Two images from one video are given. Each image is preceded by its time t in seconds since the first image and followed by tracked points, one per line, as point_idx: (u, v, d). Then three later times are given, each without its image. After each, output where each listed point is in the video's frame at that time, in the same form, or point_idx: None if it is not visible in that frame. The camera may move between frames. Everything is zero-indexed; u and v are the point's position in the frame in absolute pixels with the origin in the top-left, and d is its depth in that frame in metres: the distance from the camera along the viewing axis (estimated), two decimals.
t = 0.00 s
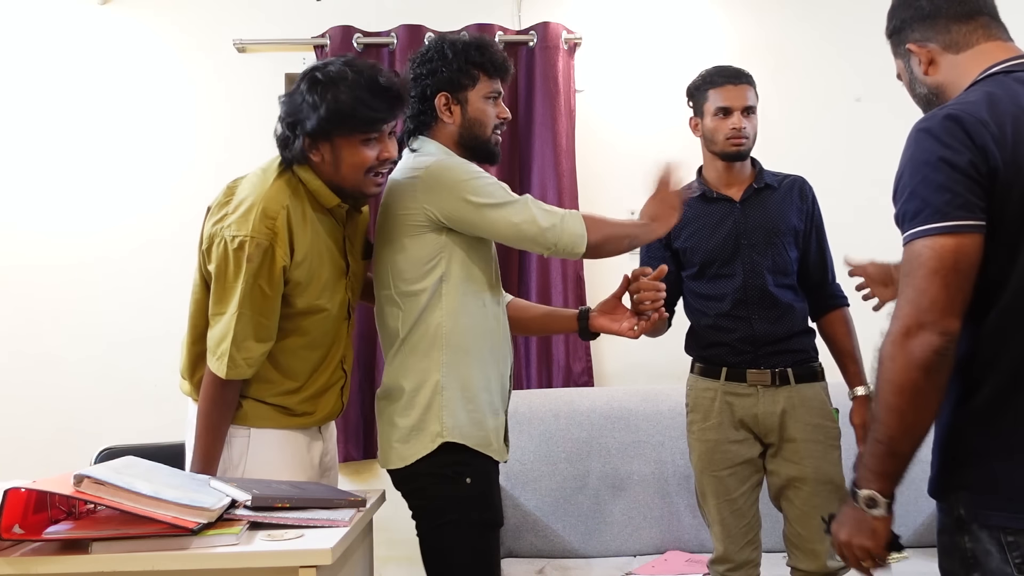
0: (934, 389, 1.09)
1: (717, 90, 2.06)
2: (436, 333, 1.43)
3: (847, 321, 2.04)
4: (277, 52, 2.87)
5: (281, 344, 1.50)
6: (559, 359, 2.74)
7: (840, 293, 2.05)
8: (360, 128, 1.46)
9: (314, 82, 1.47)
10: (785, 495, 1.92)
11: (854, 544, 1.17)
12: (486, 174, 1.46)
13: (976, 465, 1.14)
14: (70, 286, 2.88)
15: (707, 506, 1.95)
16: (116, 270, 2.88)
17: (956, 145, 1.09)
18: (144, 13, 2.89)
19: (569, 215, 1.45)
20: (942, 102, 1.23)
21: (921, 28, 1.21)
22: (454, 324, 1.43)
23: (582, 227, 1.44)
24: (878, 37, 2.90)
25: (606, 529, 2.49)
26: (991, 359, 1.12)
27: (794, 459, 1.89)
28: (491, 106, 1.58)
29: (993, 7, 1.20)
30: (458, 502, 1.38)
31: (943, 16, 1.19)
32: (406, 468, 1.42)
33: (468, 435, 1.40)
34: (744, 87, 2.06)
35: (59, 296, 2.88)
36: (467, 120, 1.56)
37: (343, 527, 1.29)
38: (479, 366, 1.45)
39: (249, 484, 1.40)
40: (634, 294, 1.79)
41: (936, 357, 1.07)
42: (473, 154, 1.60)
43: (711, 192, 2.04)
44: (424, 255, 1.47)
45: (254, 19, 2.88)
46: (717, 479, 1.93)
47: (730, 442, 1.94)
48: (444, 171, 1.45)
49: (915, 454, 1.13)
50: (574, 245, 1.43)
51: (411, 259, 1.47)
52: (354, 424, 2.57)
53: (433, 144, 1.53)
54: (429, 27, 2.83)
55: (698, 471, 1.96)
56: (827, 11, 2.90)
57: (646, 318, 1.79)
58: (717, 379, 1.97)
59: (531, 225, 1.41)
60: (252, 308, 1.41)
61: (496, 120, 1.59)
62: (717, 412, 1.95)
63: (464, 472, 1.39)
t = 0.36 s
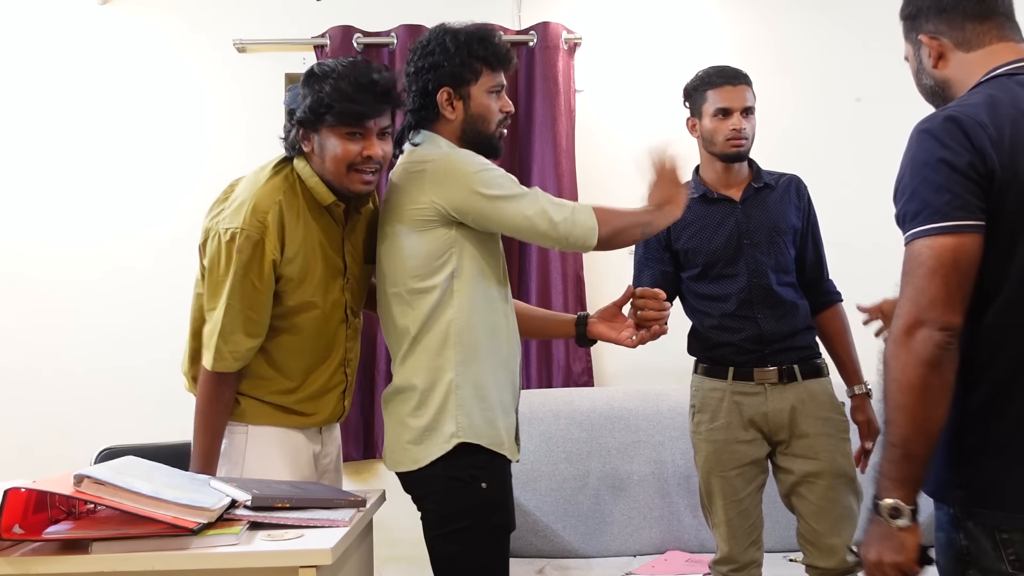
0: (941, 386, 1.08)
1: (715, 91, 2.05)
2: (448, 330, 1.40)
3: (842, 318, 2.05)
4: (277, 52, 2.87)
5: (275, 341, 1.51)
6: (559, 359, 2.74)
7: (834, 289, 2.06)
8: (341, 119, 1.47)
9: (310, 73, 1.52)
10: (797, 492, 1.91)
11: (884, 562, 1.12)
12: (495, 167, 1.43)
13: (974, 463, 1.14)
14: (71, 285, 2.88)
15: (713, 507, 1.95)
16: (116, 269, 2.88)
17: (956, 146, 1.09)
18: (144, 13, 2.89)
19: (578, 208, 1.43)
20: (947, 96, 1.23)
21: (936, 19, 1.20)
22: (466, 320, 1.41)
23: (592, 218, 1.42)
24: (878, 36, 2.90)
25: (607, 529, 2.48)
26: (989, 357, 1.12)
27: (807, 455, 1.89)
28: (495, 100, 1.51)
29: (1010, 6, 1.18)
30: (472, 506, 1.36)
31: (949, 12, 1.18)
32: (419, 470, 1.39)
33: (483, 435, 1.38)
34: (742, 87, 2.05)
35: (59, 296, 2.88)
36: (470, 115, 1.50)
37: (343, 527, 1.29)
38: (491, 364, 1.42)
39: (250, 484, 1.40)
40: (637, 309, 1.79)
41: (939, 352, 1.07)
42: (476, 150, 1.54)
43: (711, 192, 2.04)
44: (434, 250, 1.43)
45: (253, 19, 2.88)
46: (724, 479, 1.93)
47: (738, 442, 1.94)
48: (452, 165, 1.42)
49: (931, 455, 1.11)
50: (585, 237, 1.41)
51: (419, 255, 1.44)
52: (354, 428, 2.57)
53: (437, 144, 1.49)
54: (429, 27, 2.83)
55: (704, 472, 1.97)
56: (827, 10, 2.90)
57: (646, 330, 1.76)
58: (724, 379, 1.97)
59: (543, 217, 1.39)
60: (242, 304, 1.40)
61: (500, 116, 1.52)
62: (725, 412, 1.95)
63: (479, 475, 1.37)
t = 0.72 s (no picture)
0: (948, 382, 1.07)
1: (744, 90, 2.07)
2: (463, 333, 1.33)
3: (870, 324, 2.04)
4: (277, 52, 2.87)
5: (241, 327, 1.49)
6: (559, 359, 2.74)
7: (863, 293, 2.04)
8: (328, 107, 1.49)
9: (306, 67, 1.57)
10: (816, 499, 1.90)
11: (902, 567, 1.11)
12: (512, 168, 1.35)
13: (973, 461, 1.14)
14: (70, 285, 2.88)
15: (725, 506, 1.95)
16: (116, 269, 2.88)
17: (950, 146, 1.09)
18: (143, 13, 2.89)
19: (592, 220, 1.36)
20: (939, 92, 1.24)
21: (937, 18, 1.18)
22: (479, 324, 1.33)
23: (607, 230, 1.35)
24: (878, 36, 2.90)
25: (607, 529, 2.48)
26: (988, 355, 1.12)
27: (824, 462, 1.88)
28: (506, 91, 1.44)
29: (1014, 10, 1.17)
30: (487, 510, 1.28)
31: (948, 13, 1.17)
32: (428, 473, 1.31)
33: (502, 441, 1.32)
34: (772, 86, 2.07)
35: (59, 296, 2.88)
36: (480, 105, 1.43)
37: (344, 527, 1.29)
38: (503, 370, 1.35)
39: (250, 484, 1.40)
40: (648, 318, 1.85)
41: (944, 349, 1.07)
42: (485, 142, 1.47)
43: (739, 189, 2.03)
44: (447, 249, 1.36)
45: (253, 18, 2.88)
46: (737, 478, 1.93)
47: (753, 442, 1.93)
48: (468, 161, 1.34)
49: (941, 455, 1.10)
50: (596, 252, 1.34)
51: (431, 253, 1.36)
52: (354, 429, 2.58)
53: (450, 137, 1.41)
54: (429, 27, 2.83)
55: (717, 469, 1.96)
56: (827, 10, 2.90)
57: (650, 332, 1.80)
58: (742, 378, 1.96)
59: (554, 229, 1.32)
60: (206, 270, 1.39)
61: (510, 107, 1.46)
62: (741, 411, 1.94)
63: (496, 478, 1.30)
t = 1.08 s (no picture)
0: (921, 383, 1.09)
1: (789, 85, 2.08)
2: (457, 337, 1.32)
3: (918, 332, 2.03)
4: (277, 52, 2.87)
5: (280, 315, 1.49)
6: (559, 359, 2.74)
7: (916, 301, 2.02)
8: (327, 79, 1.49)
9: (281, 47, 1.52)
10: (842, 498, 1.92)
11: (862, 548, 1.17)
12: (501, 172, 1.31)
13: (957, 459, 1.13)
14: (70, 285, 2.88)
15: (754, 502, 1.95)
16: (117, 269, 2.88)
17: (932, 148, 1.09)
18: (144, 14, 2.89)
19: (568, 244, 1.29)
20: (936, 94, 1.24)
21: (932, 21, 1.18)
22: (473, 325, 1.33)
23: (580, 261, 1.27)
24: (878, 36, 2.90)
25: (607, 529, 2.48)
26: (972, 357, 1.12)
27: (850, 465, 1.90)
28: (506, 84, 1.43)
29: (1008, 11, 1.16)
30: (487, 513, 1.27)
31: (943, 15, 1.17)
32: (427, 476, 1.30)
33: (504, 445, 1.31)
34: (816, 81, 2.06)
35: (59, 296, 2.88)
36: (480, 98, 1.42)
37: (344, 528, 1.28)
38: (498, 371, 1.35)
39: (250, 484, 1.40)
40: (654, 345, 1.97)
41: (918, 352, 1.07)
42: (482, 137, 1.45)
43: (793, 186, 2.02)
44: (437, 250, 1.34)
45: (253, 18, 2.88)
46: (767, 476, 1.93)
47: (787, 441, 1.93)
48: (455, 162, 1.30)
49: (910, 450, 1.12)
50: (561, 283, 1.27)
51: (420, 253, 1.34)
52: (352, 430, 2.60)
53: (444, 126, 1.40)
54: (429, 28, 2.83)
55: (749, 465, 1.97)
56: (828, 9, 2.90)
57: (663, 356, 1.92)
58: (781, 377, 1.95)
59: (520, 248, 1.27)
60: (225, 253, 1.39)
61: (510, 101, 1.44)
62: (778, 409, 1.94)
63: (498, 480, 1.29)
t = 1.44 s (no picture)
0: (925, 383, 1.09)
1: (818, 84, 2.06)
2: (449, 338, 1.31)
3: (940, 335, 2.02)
4: (276, 52, 2.87)
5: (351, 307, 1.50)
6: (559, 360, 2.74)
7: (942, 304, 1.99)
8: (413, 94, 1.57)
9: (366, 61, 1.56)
10: (857, 499, 1.91)
11: (876, 555, 1.16)
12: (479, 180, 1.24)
13: (959, 460, 1.13)
14: (70, 285, 2.88)
15: (765, 497, 1.96)
16: (117, 270, 2.88)
17: (932, 148, 1.09)
18: (143, 14, 2.89)
19: (515, 276, 1.19)
20: (937, 93, 1.22)
21: (939, 14, 1.19)
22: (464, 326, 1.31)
23: (516, 299, 1.17)
24: (879, 36, 2.89)
25: (607, 529, 2.48)
26: (971, 358, 1.12)
27: (862, 464, 1.90)
28: (512, 83, 1.42)
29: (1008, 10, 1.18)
30: (481, 515, 1.28)
31: (955, 6, 1.17)
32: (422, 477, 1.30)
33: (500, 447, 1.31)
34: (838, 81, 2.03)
35: (59, 296, 2.88)
36: (487, 96, 1.40)
37: (343, 527, 1.28)
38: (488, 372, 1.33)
39: (250, 485, 1.43)
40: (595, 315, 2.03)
41: (922, 352, 1.07)
42: (488, 134, 1.43)
43: (825, 185, 2.01)
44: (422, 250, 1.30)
45: (252, 18, 2.88)
46: (780, 470, 1.94)
47: (800, 437, 1.93)
48: (435, 162, 1.24)
49: (920, 453, 1.12)
50: (492, 313, 1.17)
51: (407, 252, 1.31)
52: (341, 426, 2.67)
53: (446, 125, 1.37)
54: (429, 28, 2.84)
55: (764, 460, 1.99)
56: (827, 9, 2.90)
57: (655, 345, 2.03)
58: (802, 374, 1.95)
59: (462, 267, 1.19)
60: (313, 233, 1.40)
61: (515, 100, 1.43)
62: (795, 404, 1.94)
63: (493, 482, 1.29)
